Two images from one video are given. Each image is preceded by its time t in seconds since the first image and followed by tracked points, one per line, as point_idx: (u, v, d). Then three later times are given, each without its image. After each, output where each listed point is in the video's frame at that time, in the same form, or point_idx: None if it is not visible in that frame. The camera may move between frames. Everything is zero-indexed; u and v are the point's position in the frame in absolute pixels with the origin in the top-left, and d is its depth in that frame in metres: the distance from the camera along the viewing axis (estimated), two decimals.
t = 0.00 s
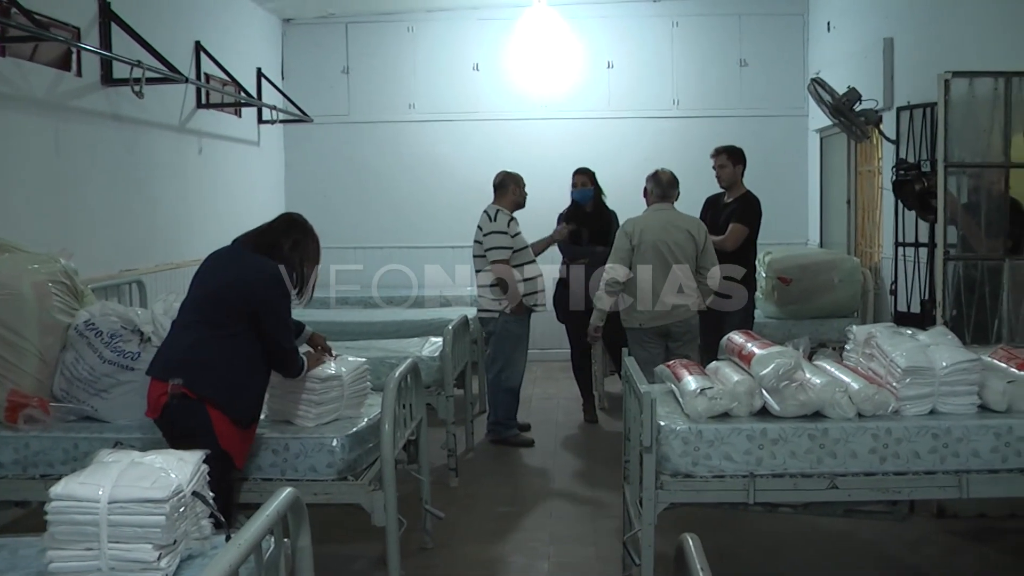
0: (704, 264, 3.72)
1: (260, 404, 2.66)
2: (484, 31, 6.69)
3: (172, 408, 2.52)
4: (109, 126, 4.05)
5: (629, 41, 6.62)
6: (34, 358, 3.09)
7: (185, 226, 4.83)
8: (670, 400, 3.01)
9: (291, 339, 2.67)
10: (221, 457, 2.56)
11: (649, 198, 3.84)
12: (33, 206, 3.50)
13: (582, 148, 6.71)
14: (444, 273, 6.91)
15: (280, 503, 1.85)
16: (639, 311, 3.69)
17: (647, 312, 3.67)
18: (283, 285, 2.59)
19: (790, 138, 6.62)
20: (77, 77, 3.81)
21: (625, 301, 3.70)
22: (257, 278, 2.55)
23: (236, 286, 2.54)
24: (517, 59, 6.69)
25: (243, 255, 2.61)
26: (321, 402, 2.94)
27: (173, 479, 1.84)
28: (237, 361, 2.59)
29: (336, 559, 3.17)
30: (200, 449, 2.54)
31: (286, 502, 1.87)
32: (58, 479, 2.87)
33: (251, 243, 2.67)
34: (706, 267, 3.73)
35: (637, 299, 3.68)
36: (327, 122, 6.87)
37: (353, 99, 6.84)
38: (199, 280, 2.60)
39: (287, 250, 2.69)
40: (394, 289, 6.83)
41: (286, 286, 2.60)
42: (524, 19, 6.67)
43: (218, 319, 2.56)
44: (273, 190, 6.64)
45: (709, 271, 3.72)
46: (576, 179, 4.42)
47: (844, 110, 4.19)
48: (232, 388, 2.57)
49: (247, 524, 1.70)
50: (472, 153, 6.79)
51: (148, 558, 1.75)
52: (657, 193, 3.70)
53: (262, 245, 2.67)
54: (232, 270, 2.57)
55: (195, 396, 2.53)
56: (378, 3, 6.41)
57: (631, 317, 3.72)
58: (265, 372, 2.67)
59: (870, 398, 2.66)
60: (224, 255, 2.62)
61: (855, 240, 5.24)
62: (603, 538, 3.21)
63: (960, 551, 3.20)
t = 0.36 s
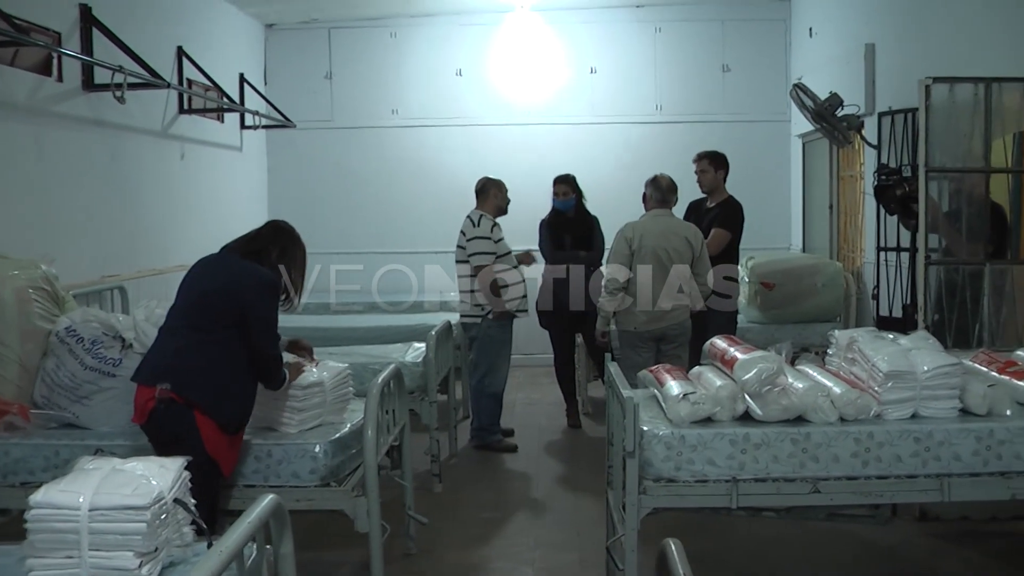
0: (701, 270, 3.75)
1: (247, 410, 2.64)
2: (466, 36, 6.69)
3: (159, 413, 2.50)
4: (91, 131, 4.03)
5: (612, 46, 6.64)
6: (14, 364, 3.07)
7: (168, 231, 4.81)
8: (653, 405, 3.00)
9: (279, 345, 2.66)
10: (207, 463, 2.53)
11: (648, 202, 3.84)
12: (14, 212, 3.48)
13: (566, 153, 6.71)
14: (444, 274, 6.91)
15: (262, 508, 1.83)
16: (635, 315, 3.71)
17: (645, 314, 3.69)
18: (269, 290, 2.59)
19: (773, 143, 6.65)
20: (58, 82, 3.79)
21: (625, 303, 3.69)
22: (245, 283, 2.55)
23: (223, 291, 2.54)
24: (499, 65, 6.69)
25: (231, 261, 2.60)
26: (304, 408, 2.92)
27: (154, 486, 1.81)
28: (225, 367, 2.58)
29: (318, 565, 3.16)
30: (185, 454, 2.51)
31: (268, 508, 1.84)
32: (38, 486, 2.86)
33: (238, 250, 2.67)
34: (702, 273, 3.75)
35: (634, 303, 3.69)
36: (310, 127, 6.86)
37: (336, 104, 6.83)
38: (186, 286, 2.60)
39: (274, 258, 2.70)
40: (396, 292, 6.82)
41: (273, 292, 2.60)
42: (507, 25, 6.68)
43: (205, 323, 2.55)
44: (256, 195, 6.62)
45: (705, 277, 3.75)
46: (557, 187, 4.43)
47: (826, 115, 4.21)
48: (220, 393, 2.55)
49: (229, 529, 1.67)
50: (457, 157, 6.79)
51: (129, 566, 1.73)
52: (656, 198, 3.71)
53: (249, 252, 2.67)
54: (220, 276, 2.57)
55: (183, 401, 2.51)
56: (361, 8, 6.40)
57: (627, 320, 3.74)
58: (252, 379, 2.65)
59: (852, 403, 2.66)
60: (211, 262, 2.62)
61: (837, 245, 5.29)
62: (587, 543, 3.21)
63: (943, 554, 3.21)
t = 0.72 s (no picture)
0: (698, 270, 3.76)
1: (236, 409, 2.62)
2: (452, 36, 6.69)
3: (147, 408, 2.48)
4: (75, 130, 4.03)
5: (598, 46, 6.65)
6: None
7: (151, 230, 4.79)
8: (637, 404, 2.96)
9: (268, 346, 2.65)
10: (193, 459, 2.51)
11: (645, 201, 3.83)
12: None
13: (552, 152, 6.72)
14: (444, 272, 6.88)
15: (248, 507, 1.82)
16: (630, 315, 3.72)
17: (642, 314, 3.70)
18: (259, 288, 2.59)
19: (759, 142, 6.67)
20: (41, 81, 3.78)
21: (622, 303, 3.70)
22: (235, 280, 2.55)
23: (213, 287, 2.54)
24: (484, 64, 6.69)
25: (222, 261, 2.61)
26: (288, 409, 2.89)
27: (138, 486, 1.80)
28: (214, 365, 2.56)
29: (302, 566, 3.16)
30: (171, 450, 2.49)
31: (253, 507, 1.83)
32: (21, 486, 2.85)
33: (229, 250, 2.68)
34: (701, 274, 3.77)
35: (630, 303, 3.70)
36: (296, 127, 6.85)
37: (321, 104, 6.82)
38: (177, 285, 2.60)
39: (265, 259, 2.70)
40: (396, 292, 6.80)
41: (263, 290, 2.60)
42: (491, 24, 6.68)
43: (194, 320, 2.54)
44: (241, 195, 6.60)
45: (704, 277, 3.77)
46: (542, 186, 4.40)
47: (809, 115, 4.22)
48: (209, 390, 2.54)
49: (213, 529, 1.66)
50: (445, 156, 6.78)
51: (113, 566, 1.72)
52: (653, 198, 3.70)
53: (241, 252, 2.68)
54: (210, 273, 2.57)
55: (172, 398, 2.50)
56: (347, 7, 6.40)
57: (622, 320, 3.75)
58: (243, 377, 2.63)
59: (836, 402, 2.62)
60: (202, 261, 2.63)
61: (822, 244, 5.32)
62: (572, 543, 3.21)
63: (928, 553, 3.21)
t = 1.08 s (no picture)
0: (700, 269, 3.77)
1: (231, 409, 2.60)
2: (443, 36, 6.69)
3: (141, 407, 2.46)
4: (65, 131, 4.02)
5: (588, 46, 6.65)
6: None
7: (142, 231, 4.78)
8: (627, 405, 2.95)
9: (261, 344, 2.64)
10: (187, 458, 2.48)
11: (642, 203, 3.83)
12: None
13: (543, 152, 6.72)
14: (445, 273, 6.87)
15: (238, 508, 1.81)
16: (632, 316, 3.73)
17: (643, 315, 3.70)
18: (253, 287, 2.59)
19: (750, 142, 6.68)
20: (31, 82, 3.77)
21: (624, 304, 3.70)
22: (230, 279, 2.56)
23: (208, 287, 2.55)
24: (476, 64, 6.69)
25: (214, 261, 2.61)
26: (277, 410, 2.87)
27: (127, 488, 1.80)
28: (208, 363, 2.55)
29: (293, 567, 3.15)
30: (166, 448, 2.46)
31: (244, 508, 1.82)
32: (11, 488, 2.85)
33: (221, 251, 2.68)
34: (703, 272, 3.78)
35: (631, 304, 3.70)
36: (287, 127, 6.84)
37: (312, 104, 6.81)
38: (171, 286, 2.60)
39: (257, 260, 2.71)
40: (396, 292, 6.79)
41: (257, 290, 2.61)
42: (482, 24, 6.68)
43: (189, 319, 2.54)
44: (232, 195, 6.59)
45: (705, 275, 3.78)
46: (532, 186, 4.42)
47: (800, 115, 4.23)
48: (204, 388, 2.52)
49: (203, 530, 1.65)
50: (437, 156, 6.78)
51: (103, 568, 1.71)
52: (651, 198, 3.69)
53: (232, 254, 2.68)
54: (204, 273, 2.58)
55: (166, 395, 2.48)
56: (337, 7, 6.39)
57: (623, 321, 3.76)
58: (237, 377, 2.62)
59: (827, 402, 2.60)
60: (195, 262, 2.63)
61: (813, 244, 5.34)
62: (563, 543, 3.21)
63: (919, 552, 3.22)
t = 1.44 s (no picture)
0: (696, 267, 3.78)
1: (222, 406, 2.60)
2: (436, 34, 6.69)
3: (132, 405, 2.45)
4: (57, 130, 4.01)
5: (581, 44, 6.65)
6: None
7: (134, 231, 4.77)
8: (620, 403, 2.95)
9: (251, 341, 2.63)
10: (180, 456, 2.48)
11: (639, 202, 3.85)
12: None
13: (537, 151, 6.72)
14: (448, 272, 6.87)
15: (231, 507, 1.80)
16: (628, 316, 3.72)
17: (640, 315, 3.70)
18: (243, 284, 2.58)
19: (743, 140, 6.68)
20: (23, 81, 3.76)
21: (623, 303, 3.69)
22: (219, 277, 2.55)
23: (198, 285, 2.54)
24: (469, 63, 6.69)
25: (202, 260, 2.60)
26: (270, 408, 2.86)
27: (119, 488, 1.79)
28: (199, 361, 2.54)
29: (286, 567, 3.15)
30: (158, 446, 2.45)
31: (237, 507, 1.82)
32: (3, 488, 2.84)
33: (209, 250, 2.66)
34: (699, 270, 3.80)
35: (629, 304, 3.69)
36: (281, 126, 6.83)
37: (305, 103, 6.80)
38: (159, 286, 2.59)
39: (244, 258, 2.69)
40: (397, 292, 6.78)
41: (247, 286, 2.59)
42: (475, 23, 6.68)
43: (180, 319, 2.54)
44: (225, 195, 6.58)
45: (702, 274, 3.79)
46: (525, 189, 4.38)
47: (793, 114, 4.24)
48: (195, 385, 2.52)
49: (195, 529, 1.64)
50: (431, 155, 6.77)
51: (95, 568, 1.71)
52: (647, 195, 3.72)
53: (220, 252, 2.67)
54: (192, 271, 2.57)
55: (158, 393, 2.47)
56: (330, 6, 6.39)
57: (620, 321, 3.74)
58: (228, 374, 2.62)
59: (819, 400, 2.59)
60: (183, 261, 2.62)
61: (806, 242, 5.35)
62: (556, 542, 3.21)
63: (912, 550, 3.22)
